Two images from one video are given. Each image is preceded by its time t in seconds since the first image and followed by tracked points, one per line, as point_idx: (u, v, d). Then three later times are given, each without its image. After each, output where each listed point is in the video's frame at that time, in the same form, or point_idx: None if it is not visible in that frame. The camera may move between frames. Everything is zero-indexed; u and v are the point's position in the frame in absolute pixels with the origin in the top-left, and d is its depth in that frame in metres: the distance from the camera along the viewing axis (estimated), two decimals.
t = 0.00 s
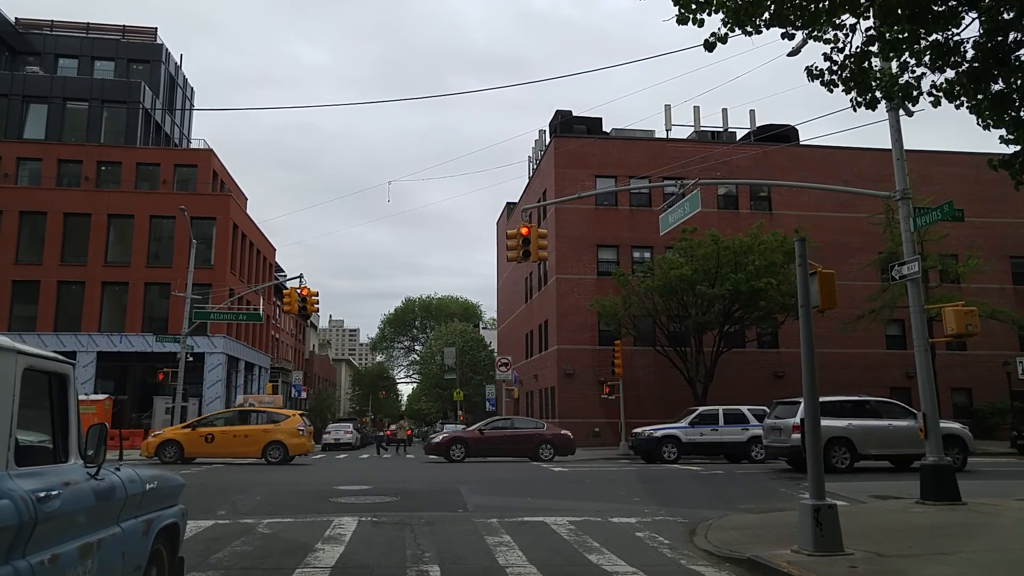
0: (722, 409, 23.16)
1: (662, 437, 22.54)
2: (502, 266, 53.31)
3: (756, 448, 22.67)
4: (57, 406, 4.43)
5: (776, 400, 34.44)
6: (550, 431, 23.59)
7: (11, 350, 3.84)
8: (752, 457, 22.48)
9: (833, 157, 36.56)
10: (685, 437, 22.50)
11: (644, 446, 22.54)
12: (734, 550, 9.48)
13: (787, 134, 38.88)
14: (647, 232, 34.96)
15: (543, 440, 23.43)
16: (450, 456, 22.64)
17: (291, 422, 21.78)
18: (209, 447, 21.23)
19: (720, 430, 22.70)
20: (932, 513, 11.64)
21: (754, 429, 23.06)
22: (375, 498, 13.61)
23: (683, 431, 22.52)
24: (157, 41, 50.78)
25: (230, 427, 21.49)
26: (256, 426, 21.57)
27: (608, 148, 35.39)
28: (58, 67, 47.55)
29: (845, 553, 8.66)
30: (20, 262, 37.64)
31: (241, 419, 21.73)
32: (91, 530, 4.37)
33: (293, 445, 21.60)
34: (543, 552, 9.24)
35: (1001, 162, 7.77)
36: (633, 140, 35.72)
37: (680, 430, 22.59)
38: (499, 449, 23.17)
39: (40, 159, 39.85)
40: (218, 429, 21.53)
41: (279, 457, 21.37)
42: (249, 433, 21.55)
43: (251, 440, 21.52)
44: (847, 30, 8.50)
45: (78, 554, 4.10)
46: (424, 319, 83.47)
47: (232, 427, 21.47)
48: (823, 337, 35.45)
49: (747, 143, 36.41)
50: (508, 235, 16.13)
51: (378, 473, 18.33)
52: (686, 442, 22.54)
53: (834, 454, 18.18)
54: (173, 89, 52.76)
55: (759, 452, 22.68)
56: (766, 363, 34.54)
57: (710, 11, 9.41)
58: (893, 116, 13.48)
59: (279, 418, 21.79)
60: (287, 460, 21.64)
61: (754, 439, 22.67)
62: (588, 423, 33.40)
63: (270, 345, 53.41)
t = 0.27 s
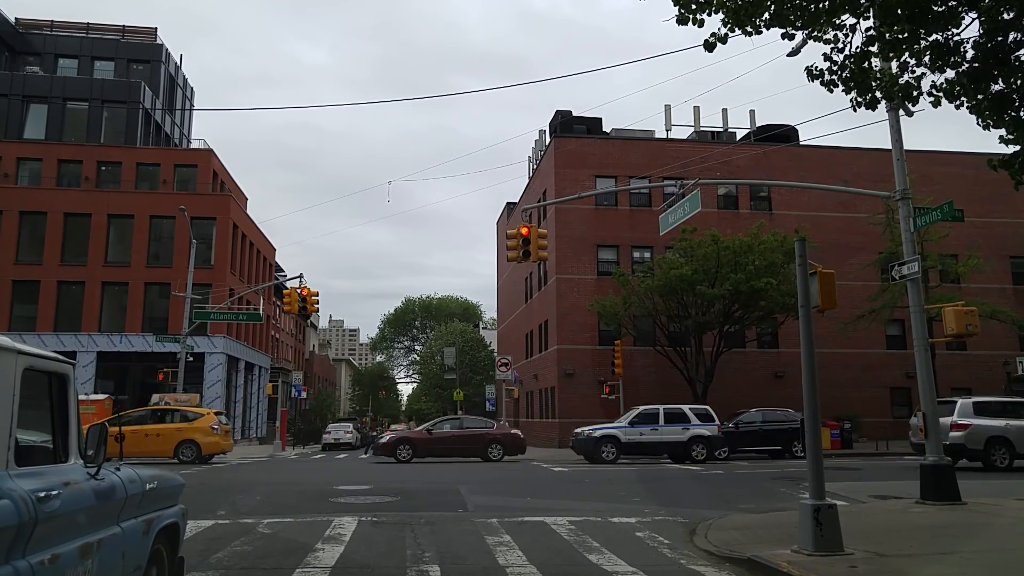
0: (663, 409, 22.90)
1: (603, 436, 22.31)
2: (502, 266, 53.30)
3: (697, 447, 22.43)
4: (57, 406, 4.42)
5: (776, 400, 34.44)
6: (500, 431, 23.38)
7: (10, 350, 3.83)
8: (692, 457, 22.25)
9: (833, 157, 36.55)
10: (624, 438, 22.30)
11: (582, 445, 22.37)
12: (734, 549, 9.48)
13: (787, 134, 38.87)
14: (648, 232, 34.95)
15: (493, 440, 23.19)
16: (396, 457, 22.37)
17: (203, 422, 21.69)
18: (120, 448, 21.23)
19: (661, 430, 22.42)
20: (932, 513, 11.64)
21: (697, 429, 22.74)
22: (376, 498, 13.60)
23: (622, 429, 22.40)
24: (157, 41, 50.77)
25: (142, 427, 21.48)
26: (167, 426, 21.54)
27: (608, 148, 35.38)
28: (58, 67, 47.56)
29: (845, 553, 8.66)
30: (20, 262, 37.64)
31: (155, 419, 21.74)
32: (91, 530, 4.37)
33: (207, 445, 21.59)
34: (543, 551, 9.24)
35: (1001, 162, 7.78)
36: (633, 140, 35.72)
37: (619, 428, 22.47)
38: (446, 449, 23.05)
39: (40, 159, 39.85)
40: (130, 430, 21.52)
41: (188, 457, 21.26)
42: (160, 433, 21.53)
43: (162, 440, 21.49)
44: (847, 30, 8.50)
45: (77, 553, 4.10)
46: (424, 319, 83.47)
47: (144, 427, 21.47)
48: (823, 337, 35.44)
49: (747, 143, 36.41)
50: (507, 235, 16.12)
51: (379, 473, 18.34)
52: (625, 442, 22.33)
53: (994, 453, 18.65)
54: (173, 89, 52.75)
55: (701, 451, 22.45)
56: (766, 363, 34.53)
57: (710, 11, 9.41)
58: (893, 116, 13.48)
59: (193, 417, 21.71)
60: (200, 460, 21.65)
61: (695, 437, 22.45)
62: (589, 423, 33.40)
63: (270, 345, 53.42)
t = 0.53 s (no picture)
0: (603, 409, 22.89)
1: (541, 437, 22.36)
2: (502, 266, 53.31)
3: (636, 447, 22.33)
4: (57, 406, 4.42)
5: (777, 400, 34.44)
6: (444, 432, 23.54)
7: (10, 350, 3.83)
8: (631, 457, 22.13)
9: (833, 157, 36.55)
10: (562, 438, 22.31)
11: (519, 445, 22.43)
12: (734, 549, 9.48)
13: (787, 134, 38.86)
14: (647, 232, 34.95)
15: (437, 441, 23.38)
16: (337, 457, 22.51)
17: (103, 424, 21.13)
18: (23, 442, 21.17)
19: (599, 430, 22.39)
20: (932, 513, 11.65)
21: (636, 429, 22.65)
22: (375, 498, 13.60)
23: (559, 430, 22.41)
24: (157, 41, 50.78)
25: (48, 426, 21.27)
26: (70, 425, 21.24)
27: (607, 148, 35.37)
28: (58, 67, 47.57)
29: (845, 553, 8.66)
30: (20, 262, 37.65)
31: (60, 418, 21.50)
32: (91, 530, 4.37)
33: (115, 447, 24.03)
34: (543, 551, 9.24)
35: (1001, 162, 7.77)
36: (633, 140, 35.72)
37: (557, 429, 22.51)
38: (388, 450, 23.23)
39: (40, 159, 39.86)
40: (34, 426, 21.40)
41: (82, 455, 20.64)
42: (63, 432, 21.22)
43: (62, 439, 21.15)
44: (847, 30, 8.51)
45: (77, 553, 4.10)
46: (424, 319, 83.49)
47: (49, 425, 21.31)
48: (823, 337, 35.44)
49: (747, 143, 36.41)
50: (508, 234, 16.12)
51: (379, 473, 18.34)
52: (563, 442, 22.34)
53: None
54: (173, 89, 52.75)
55: (640, 451, 22.36)
56: (766, 363, 34.53)
57: (710, 11, 9.41)
58: (893, 116, 13.48)
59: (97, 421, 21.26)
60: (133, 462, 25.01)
61: (634, 438, 22.36)
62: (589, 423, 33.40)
63: (270, 345, 53.41)
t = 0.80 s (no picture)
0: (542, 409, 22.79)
1: (477, 437, 22.10)
2: (502, 266, 53.33)
3: (574, 447, 22.37)
4: (57, 406, 4.43)
5: (777, 400, 34.44)
6: (385, 432, 22.80)
7: (9, 350, 3.83)
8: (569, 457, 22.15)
9: (833, 157, 36.55)
10: (499, 438, 22.17)
11: (456, 445, 22.07)
12: (734, 549, 9.48)
13: (787, 134, 38.86)
14: (647, 233, 34.94)
15: (377, 441, 22.62)
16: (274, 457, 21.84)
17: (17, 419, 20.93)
18: None
19: (537, 429, 22.37)
20: (932, 513, 11.65)
21: (576, 428, 22.64)
22: (375, 498, 13.60)
23: (497, 431, 22.24)
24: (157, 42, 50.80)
25: None
26: None
27: (607, 148, 35.37)
28: (58, 67, 47.58)
29: (845, 553, 8.66)
30: (20, 262, 37.65)
31: None
32: (91, 530, 4.37)
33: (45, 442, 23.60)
34: (543, 551, 9.24)
35: (1001, 162, 7.77)
36: (633, 140, 35.72)
37: (494, 429, 22.30)
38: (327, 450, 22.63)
39: (40, 158, 39.86)
40: None
41: None
42: None
43: None
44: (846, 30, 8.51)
45: (77, 553, 4.10)
46: (424, 319, 83.51)
47: None
48: (823, 337, 35.44)
49: (747, 143, 36.40)
50: (508, 234, 16.12)
51: (379, 473, 18.34)
52: (500, 442, 22.18)
53: None
54: (173, 89, 52.76)
55: (578, 451, 22.41)
56: (766, 363, 34.53)
57: (710, 11, 9.41)
58: (893, 116, 13.48)
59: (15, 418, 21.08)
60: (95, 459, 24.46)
61: (572, 437, 22.40)
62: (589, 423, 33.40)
63: (270, 345, 53.40)
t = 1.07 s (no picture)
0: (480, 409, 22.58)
1: (414, 437, 21.64)
2: (502, 266, 53.34)
3: (512, 447, 22.23)
4: (57, 406, 4.43)
5: (777, 400, 34.44)
6: (318, 432, 22.59)
7: (9, 349, 3.83)
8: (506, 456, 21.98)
9: (833, 157, 36.55)
10: (436, 439, 21.76)
11: (392, 445, 21.57)
12: (734, 549, 9.48)
13: (787, 134, 38.87)
14: (647, 232, 34.95)
15: (310, 441, 22.49)
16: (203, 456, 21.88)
17: None
18: None
19: (475, 429, 22.14)
20: (932, 513, 11.65)
21: (514, 429, 22.50)
22: (376, 498, 13.60)
23: (433, 432, 21.80)
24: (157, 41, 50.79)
25: None
26: None
27: (607, 148, 35.38)
28: (58, 67, 47.57)
29: (845, 553, 8.66)
30: (19, 262, 37.64)
31: None
32: (90, 530, 4.37)
33: None
34: (542, 551, 9.24)
35: (1001, 162, 7.76)
36: (633, 140, 35.71)
37: (431, 429, 21.87)
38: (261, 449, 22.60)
39: (40, 158, 39.85)
40: None
41: None
42: None
43: None
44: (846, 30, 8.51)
45: (77, 553, 4.10)
46: (424, 319, 83.52)
47: None
48: (823, 337, 35.44)
49: (747, 143, 36.40)
50: (508, 234, 16.11)
51: (379, 473, 18.35)
52: (437, 443, 21.79)
53: None
54: (173, 89, 52.76)
55: (516, 451, 22.26)
56: (765, 363, 34.53)
57: (710, 11, 9.42)
58: (893, 116, 13.48)
59: None
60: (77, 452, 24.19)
61: (511, 437, 22.26)
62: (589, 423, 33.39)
63: (270, 345, 53.40)
